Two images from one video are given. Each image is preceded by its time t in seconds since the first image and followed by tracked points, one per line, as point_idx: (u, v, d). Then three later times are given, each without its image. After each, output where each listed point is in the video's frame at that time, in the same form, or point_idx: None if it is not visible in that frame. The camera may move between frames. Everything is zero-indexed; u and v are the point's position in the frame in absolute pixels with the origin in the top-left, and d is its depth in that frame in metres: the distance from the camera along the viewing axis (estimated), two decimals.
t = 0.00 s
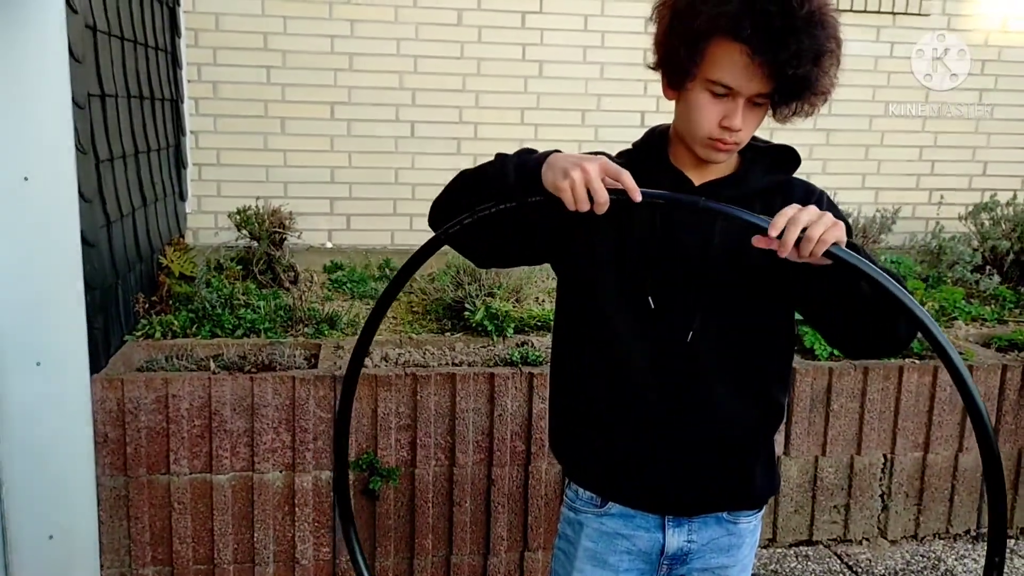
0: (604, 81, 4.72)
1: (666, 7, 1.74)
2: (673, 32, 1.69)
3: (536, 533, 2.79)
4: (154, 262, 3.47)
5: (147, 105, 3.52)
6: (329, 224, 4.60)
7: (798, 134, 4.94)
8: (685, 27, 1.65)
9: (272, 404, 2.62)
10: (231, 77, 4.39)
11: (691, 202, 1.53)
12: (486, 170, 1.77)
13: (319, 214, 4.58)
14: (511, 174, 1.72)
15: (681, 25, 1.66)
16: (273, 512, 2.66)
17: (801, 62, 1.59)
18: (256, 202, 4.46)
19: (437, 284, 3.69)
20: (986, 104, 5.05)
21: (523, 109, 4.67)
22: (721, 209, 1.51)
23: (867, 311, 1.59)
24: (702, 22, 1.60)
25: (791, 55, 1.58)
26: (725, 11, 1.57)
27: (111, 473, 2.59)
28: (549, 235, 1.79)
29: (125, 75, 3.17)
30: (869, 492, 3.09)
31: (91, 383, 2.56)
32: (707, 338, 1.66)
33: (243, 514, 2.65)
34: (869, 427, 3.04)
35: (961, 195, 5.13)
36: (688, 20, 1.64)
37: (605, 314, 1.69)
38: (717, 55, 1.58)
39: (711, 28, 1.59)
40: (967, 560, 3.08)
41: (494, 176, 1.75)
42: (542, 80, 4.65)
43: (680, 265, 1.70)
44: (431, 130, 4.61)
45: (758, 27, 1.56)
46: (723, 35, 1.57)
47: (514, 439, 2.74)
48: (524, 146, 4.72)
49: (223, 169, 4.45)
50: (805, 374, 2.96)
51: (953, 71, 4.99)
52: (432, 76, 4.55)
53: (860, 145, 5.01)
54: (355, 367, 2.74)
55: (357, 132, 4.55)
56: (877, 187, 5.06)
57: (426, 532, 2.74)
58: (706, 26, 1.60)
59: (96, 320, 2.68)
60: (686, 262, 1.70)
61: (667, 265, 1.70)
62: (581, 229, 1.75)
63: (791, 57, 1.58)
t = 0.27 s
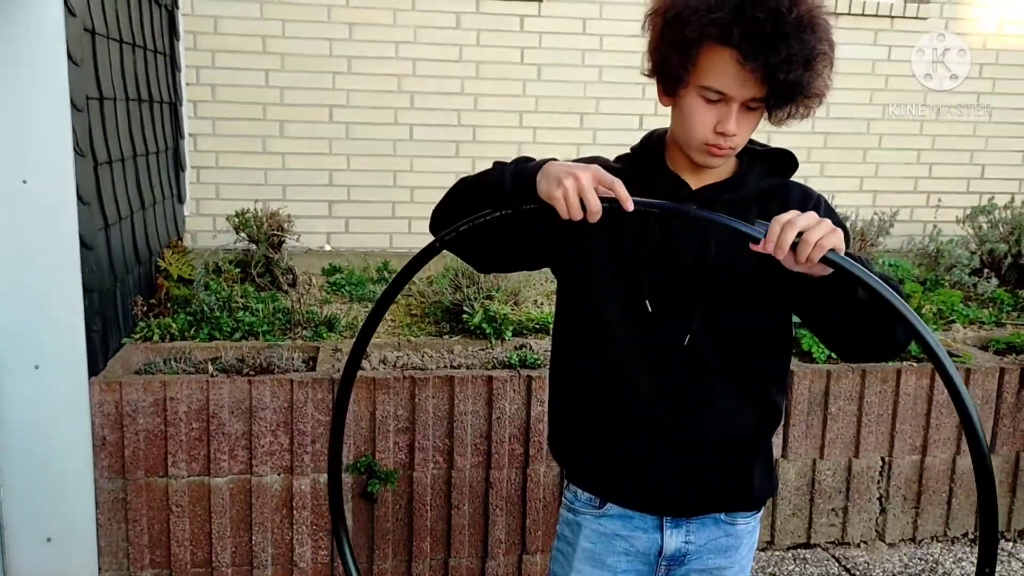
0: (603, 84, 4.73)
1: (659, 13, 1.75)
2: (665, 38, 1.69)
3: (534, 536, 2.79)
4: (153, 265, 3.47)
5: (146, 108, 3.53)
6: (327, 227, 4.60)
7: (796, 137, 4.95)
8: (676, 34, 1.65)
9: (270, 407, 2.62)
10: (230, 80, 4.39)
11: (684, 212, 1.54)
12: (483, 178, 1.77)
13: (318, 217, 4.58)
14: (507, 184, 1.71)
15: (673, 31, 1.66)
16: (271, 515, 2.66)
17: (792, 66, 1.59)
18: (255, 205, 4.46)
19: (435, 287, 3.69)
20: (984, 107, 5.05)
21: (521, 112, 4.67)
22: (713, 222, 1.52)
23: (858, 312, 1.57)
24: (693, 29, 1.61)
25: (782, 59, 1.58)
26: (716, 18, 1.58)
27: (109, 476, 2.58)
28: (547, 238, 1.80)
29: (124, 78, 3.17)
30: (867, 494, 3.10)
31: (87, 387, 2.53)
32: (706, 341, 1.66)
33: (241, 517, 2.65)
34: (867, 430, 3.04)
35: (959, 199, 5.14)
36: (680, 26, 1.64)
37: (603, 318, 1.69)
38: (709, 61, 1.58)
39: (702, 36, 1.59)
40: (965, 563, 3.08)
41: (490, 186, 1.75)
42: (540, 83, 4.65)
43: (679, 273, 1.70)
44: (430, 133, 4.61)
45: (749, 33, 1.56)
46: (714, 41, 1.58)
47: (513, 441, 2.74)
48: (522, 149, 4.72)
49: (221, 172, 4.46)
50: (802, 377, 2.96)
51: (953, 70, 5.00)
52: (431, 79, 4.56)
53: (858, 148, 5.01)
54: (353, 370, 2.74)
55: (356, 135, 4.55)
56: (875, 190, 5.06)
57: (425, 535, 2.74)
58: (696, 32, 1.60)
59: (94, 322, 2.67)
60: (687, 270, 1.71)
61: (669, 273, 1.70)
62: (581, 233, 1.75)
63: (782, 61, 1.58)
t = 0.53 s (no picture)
0: (603, 86, 4.73)
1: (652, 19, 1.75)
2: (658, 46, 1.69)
3: (534, 539, 2.79)
4: (152, 267, 3.47)
5: (146, 110, 3.53)
6: (327, 229, 4.60)
7: (796, 139, 4.95)
8: (668, 43, 1.65)
9: (269, 409, 2.62)
10: (230, 82, 4.39)
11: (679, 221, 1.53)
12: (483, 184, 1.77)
13: (318, 219, 4.58)
14: (506, 195, 1.71)
15: (664, 40, 1.66)
16: (271, 517, 2.66)
17: (784, 68, 1.58)
18: (255, 207, 4.46)
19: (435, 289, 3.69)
20: (984, 109, 5.05)
21: (522, 114, 4.67)
22: (711, 232, 1.51)
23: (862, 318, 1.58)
24: (683, 38, 1.61)
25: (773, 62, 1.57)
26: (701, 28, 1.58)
27: (109, 478, 2.58)
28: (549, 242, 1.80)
29: (123, 80, 3.17)
30: (867, 497, 3.09)
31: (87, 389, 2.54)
32: (709, 344, 1.66)
33: (241, 519, 2.65)
34: (867, 432, 3.04)
35: (959, 201, 5.14)
36: (670, 35, 1.65)
37: (604, 318, 1.69)
38: (700, 69, 1.58)
39: (692, 44, 1.59)
40: (965, 565, 3.08)
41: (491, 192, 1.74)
42: (540, 85, 4.65)
43: (681, 276, 1.70)
44: (430, 135, 4.61)
45: (738, 40, 1.56)
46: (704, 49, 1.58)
47: (513, 444, 2.74)
48: (522, 151, 4.72)
49: (221, 174, 4.46)
50: (802, 379, 2.96)
51: (953, 71, 5.02)
52: (431, 81, 4.56)
53: (858, 150, 5.02)
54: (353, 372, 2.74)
55: (356, 137, 4.55)
56: (875, 192, 5.07)
57: (425, 538, 2.74)
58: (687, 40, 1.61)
59: (94, 324, 2.67)
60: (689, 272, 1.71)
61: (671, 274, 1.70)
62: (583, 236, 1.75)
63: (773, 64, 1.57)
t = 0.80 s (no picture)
0: (602, 87, 4.73)
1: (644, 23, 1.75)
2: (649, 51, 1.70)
3: (533, 539, 2.79)
4: (151, 267, 3.46)
5: (146, 110, 3.53)
6: (326, 229, 4.60)
7: (795, 140, 4.95)
8: (654, 52, 1.67)
9: (268, 408, 2.62)
10: (229, 81, 4.39)
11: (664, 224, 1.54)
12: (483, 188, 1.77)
13: (317, 218, 4.58)
14: (509, 202, 1.71)
15: (652, 46, 1.67)
16: (270, 517, 2.66)
17: (769, 66, 1.56)
18: (254, 206, 4.46)
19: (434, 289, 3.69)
20: (983, 110, 5.06)
21: (521, 114, 4.67)
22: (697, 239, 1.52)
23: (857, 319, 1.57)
24: (666, 44, 1.62)
25: (757, 62, 1.55)
26: (677, 36, 1.59)
27: (108, 477, 2.58)
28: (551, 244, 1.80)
29: (123, 79, 3.16)
30: (866, 497, 3.09)
31: (86, 388, 2.54)
32: (709, 346, 1.66)
33: (240, 519, 2.65)
34: (866, 432, 3.04)
35: (957, 202, 5.14)
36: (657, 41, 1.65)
37: (604, 319, 1.69)
38: (683, 75, 1.59)
39: (677, 50, 1.60)
40: (964, 566, 3.08)
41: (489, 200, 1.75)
42: (540, 85, 4.66)
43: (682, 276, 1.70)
44: (430, 135, 4.61)
45: (722, 41, 1.55)
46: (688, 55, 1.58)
47: (512, 444, 2.74)
48: (522, 151, 4.72)
49: (221, 173, 4.46)
50: (801, 379, 2.96)
51: (953, 71, 5.01)
52: (430, 80, 4.56)
53: (857, 150, 5.02)
54: (352, 372, 2.74)
55: (355, 137, 4.55)
56: (874, 193, 5.07)
57: (423, 538, 2.73)
58: (672, 45, 1.61)
59: (93, 323, 2.66)
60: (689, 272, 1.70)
61: (671, 275, 1.70)
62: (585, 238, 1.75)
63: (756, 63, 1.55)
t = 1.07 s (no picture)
0: (599, 84, 4.73)
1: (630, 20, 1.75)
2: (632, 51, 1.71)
3: (529, 535, 2.79)
4: (147, 262, 3.45)
5: (141, 104, 3.51)
6: (323, 225, 4.60)
7: (791, 138, 4.96)
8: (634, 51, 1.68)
9: (264, 404, 2.61)
10: (225, 77, 4.37)
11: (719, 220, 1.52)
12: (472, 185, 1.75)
13: (313, 215, 4.58)
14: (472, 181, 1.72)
15: (632, 47, 1.67)
16: (266, 513, 2.65)
17: (745, 59, 1.55)
18: (249, 202, 4.45)
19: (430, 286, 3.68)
20: (979, 109, 5.07)
21: (518, 111, 4.67)
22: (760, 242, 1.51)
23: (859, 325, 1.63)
24: (645, 44, 1.63)
25: (731, 56, 1.54)
26: (652, 35, 1.60)
27: (103, 473, 2.57)
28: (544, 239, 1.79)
29: (118, 74, 3.15)
30: (861, 495, 3.10)
31: (82, 383, 2.53)
32: (702, 344, 1.65)
33: (236, 515, 2.64)
34: (862, 430, 3.04)
35: (953, 200, 5.15)
36: (637, 42, 1.66)
37: (598, 317, 1.68)
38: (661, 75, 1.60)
39: (655, 51, 1.60)
40: (958, 563, 3.09)
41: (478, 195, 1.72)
42: (536, 82, 4.65)
43: (674, 272, 1.67)
44: (426, 132, 4.61)
45: (694, 39, 1.55)
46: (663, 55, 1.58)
47: (508, 440, 2.74)
48: (518, 148, 4.72)
49: (216, 169, 4.44)
50: (798, 377, 2.96)
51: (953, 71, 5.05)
52: (426, 77, 4.55)
53: (853, 149, 5.02)
54: (348, 368, 2.73)
55: (352, 133, 4.54)
56: (870, 191, 5.08)
57: (420, 535, 2.73)
58: (649, 45, 1.62)
59: (88, 318, 2.65)
60: (681, 268, 1.68)
61: (664, 272, 1.67)
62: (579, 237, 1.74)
63: (730, 58, 1.54)
